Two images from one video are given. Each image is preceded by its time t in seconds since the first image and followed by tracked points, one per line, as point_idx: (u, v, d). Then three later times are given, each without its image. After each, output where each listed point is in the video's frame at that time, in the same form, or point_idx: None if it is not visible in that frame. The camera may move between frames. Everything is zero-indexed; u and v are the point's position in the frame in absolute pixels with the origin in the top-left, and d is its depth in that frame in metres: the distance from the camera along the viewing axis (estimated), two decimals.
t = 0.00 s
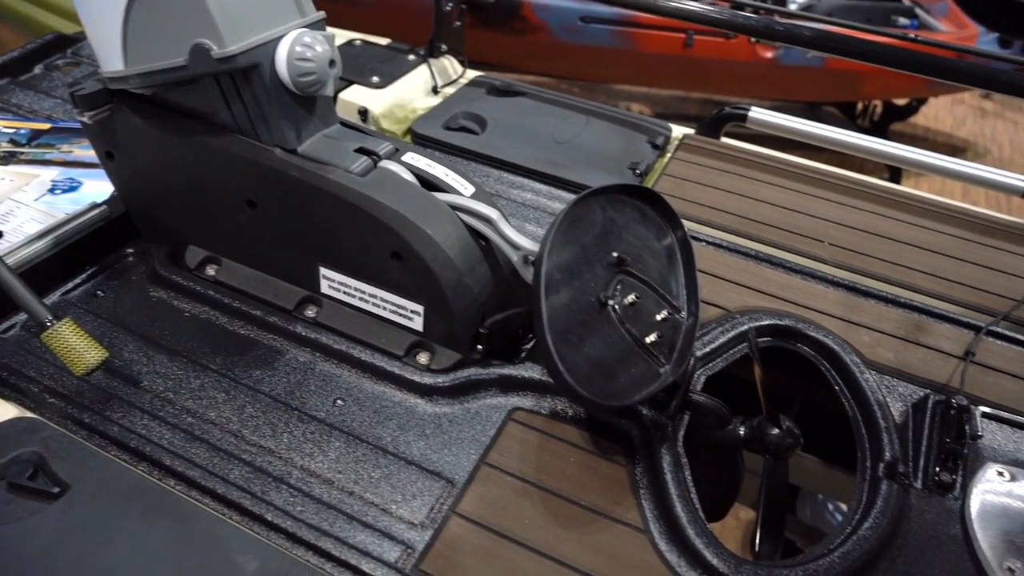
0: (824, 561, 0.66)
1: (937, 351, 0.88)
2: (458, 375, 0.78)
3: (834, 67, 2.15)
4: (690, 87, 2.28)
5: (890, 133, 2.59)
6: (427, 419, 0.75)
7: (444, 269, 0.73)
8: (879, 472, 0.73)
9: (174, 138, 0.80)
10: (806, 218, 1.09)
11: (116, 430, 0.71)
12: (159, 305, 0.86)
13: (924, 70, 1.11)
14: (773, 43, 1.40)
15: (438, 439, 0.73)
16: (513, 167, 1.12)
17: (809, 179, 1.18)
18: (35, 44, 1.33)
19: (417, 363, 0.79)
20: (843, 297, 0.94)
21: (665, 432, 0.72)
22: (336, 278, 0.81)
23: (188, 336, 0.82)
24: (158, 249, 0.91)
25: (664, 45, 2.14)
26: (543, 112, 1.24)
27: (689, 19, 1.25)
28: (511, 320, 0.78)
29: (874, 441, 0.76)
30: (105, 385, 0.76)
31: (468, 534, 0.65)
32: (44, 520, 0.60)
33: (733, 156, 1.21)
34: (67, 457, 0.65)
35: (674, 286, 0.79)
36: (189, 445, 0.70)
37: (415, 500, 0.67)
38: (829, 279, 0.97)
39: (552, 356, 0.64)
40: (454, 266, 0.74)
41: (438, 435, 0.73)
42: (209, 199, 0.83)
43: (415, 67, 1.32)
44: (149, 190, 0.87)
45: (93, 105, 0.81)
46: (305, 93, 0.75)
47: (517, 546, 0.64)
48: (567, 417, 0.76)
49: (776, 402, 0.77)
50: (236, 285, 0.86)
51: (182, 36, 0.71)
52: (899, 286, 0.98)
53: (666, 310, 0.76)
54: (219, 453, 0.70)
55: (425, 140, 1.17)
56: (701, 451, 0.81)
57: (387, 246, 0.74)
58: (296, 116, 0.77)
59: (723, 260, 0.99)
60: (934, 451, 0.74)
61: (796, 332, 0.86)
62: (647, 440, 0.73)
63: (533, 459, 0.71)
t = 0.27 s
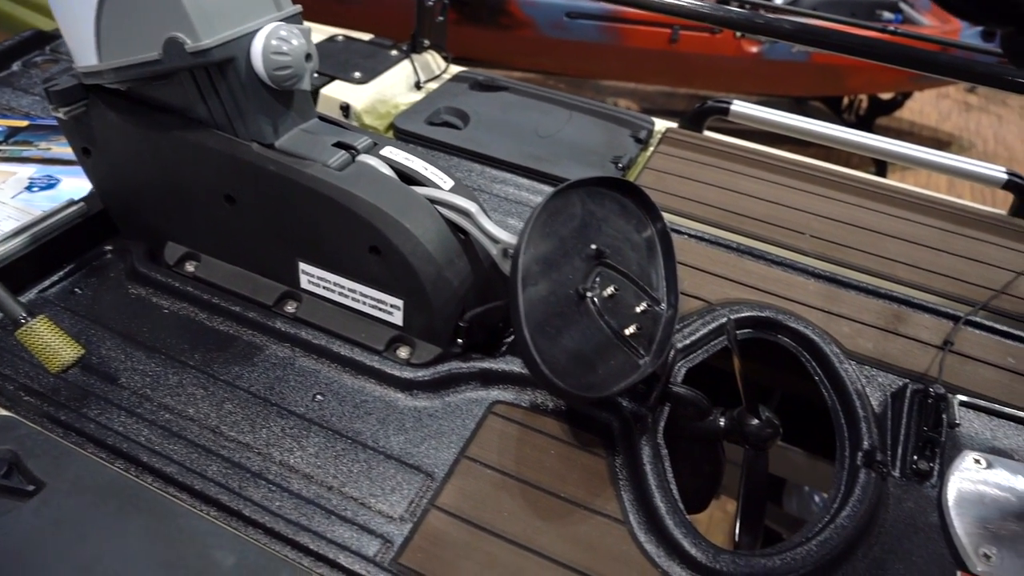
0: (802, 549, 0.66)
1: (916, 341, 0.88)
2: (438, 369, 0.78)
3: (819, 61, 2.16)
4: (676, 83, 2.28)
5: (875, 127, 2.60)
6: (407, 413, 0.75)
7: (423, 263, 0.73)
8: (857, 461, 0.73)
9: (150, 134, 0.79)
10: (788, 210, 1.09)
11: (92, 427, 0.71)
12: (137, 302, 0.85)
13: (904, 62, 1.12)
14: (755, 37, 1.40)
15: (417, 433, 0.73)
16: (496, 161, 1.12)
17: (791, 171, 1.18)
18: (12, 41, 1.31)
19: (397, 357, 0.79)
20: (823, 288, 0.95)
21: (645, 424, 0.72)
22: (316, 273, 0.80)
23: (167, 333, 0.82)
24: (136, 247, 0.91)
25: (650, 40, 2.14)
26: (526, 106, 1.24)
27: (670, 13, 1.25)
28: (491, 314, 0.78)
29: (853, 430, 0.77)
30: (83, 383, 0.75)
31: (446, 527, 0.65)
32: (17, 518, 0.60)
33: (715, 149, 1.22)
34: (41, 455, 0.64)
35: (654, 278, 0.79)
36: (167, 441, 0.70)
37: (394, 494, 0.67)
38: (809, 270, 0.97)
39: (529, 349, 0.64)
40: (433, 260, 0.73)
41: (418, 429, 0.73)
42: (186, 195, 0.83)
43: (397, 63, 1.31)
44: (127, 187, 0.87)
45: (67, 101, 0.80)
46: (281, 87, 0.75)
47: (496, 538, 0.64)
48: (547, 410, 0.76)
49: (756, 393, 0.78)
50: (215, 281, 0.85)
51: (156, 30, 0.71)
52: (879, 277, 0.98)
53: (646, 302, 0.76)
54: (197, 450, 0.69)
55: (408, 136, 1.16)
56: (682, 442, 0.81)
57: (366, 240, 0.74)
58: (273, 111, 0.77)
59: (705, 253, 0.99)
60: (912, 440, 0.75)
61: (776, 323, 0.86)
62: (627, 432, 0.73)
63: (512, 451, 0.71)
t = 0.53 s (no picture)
0: (780, 538, 0.66)
1: (897, 332, 0.88)
2: (418, 361, 0.77)
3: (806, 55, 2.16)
4: (664, 77, 2.28)
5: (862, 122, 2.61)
6: (387, 405, 0.75)
7: (402, 255, 0.73)
8: (836, 450, 0.74)
9: (126, 125, 0.79)
10: (770, 202, 1.09)
11: (68, 421, 0.70)
12: (115, 296, 0.85)
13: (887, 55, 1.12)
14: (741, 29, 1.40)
15: (396, 426, 0.73)
16: (479, 154, 1.12)
17: (774, 163, 1.18)
18: None
19: (377, 350, 0.79)
20: (805, 280, 0.95)
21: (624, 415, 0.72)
22: (295, 265, 0.80)
23: (144, 326, 0.81)
24: (115, 240, 0.90)
25: (637, 34, 2.14)
26: (510, 99, 1.24)
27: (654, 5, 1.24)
28: (471, 305, 0.78)
29: (832, 420, 0.77)
30: (58, 377, 0.75)
31: (424, 518, 0.65)
32: None
33: (699, 142, 1.22)
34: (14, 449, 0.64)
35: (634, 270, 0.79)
36: (143, 434, 0.69)
37: (372, 487, 0.67)
38: (791, 262, 0.97)
39: (506, 340, 0.64)
40: (412, 252, 0.73)
41: (397, 421, 0.73)
42: (164, 187, 0.82)
43: (381, 55, 1.30)
44: (104, 180, 0.86)
45: (42, 92, 0.79)
46: (258, 77, 0.74)
47: (474, 530, 0.64)
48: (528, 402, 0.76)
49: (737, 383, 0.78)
50: (194, 274, 0.85)
51: (130, 20, 0.70)
52: (861, 268, 0.98)
53: (626, 293, 0.76)
54: (174, 443, 0.69)
55: (391, 128, 1.16)
56: (663, 433, 0.81)
57: (344, 232, 0.74)
58: (251, 102, 0.76)
59: (687, 245, 0.99)
60: (891, 429, 0.75)
61: (758, 314, 0.86)
62: (607, 424, 0.73)
63: (492, 443, 0.71)
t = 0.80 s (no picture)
0: (760, 529, 0.66)
1: (879, 323, 0.89)
2: (398, 355, 0.77)
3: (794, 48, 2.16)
4: (652, 71, 2.28)
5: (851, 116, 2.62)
6: (367, 399, 0.74)
7: (382, 248, 0.72)
8: (817, 441, 0.74)
9: (102, 118, 0.78)
10: (755, 195, 1.09)
11: (42, 416, 0.69)
12: (93, 291, 0.84)
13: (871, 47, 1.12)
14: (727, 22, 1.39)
15: (376, 420, 0.72)
16: (463, 147, 1.11)
17: (759, 156, 1.18)
18: None
19: (358, 344, 0.78)
20: (788, 272, 0.95)
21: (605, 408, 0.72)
22: (274, 259, 0.79)
23: (122, 321, 0.80)
24: (92, 234, 0.89)
25: (625, 28, 2.13)
26: (495, 92, 1.23)
27: None
28: (452, 299, 0.78)
29: (813, 412, 0.77)
30: (34, 373, 0.74)
31: (403, 512, 0.64)
32: None
33: (685, 135, 1.21)
34: None
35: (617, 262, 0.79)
36: (120, 430, 0.69)
37: (351, 481, 0.67)
38: (775, 254, 0.97)
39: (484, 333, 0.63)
40: (392, 244, 0.72)
41: (377, 416, 0.73)
42: (141, 180, 0.81)
43: (365, 48, 1.29)
44: (81, 173, 0.85)
45: (16, 84, 0.78)
46: (234, 69, 0.73)
47: (453, 523, 0.64)
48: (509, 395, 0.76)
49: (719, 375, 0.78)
50: (173, 268, 0.84)
51: (103, 10, 0.69)
52: (844, 260, 0.99)
53: (608, 285, 0.76)
54: (151, 438, 0.68)
55: (375, 121, 1.15)
56: (645, 426, 0.81)
57: (323, 224, 0.73)
58: (228, 94, 0.75)
59: (671, 238, 0.99)
60: (871, 420, 0.75)
61: (740, 307, 0.86)
62: (588, 417, 0.73)
63: (472, 436, 0.71)
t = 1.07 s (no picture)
0: (742, 517, 0.66)
1: (861, 313, 0.89)
2: (379, 346, 0.76)
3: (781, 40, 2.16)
4: (639, 64, 2.27)
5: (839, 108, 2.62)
6: (347, 391, 0.74)
7: (361, 238, 0.72)
8: (798, 430, 0.73)
9: (77, 107, 0.76)
10: (740, 185, 1.09)
11: (18, 411, 0.69)
12: (70, 283, 0.83)
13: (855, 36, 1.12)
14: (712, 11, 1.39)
15: (357, 411, 0.72)
16: (447, 138, 1.10)
17: (744, 147, 1.18)
18: None
19: (338, 335, 0.78)
20: (772, 262, 0.95)
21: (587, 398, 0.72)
22: (254, 250, 0.78)
23: (100, 313, 0.79)
24: (70, 226, 0.88)
25: (612, 20, 2.12)
26: (479, 82, 1.23)
27: None
28: (434, 289, 0.77)
29: (794, 401, 0.76)
30: (10, 367, 0.73)
31: (382, 503, 0.64)
32: None
33: (670, 126, 1.21)
34: None
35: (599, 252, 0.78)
36: (96, 423, 0.68)
37: (330, 472, 0.66)
38: (759, 244, 0.97)
39: (463, 322, 0.63)
40: (371, 234, 0.72)
41: (358, 407, 0.72)
42: (118, 171, 0.80)
43: (348, 39, 1.28)
44: (57, 164, 0.83)
45: None
46: (210, 57, 0.72)
47: (433, 514, 0.64)
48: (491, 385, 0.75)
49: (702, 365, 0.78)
50: (151, 260, 0.83)
51: None
52: (827, 250, 0.99)
53: (590, 275, 0.76)
54: (128, 431, 0.68)
55: (359, 113, 1.14)
56: (627, 416, 0.81)
57: (302, 215, 0.72)
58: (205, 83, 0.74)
59: (656, 228, 0.99)
60: (852, 408, 0.76)
61: (724, 297, 0.86)
62: (570, 407, 0.72)
63: (453, 427, 0.71)
